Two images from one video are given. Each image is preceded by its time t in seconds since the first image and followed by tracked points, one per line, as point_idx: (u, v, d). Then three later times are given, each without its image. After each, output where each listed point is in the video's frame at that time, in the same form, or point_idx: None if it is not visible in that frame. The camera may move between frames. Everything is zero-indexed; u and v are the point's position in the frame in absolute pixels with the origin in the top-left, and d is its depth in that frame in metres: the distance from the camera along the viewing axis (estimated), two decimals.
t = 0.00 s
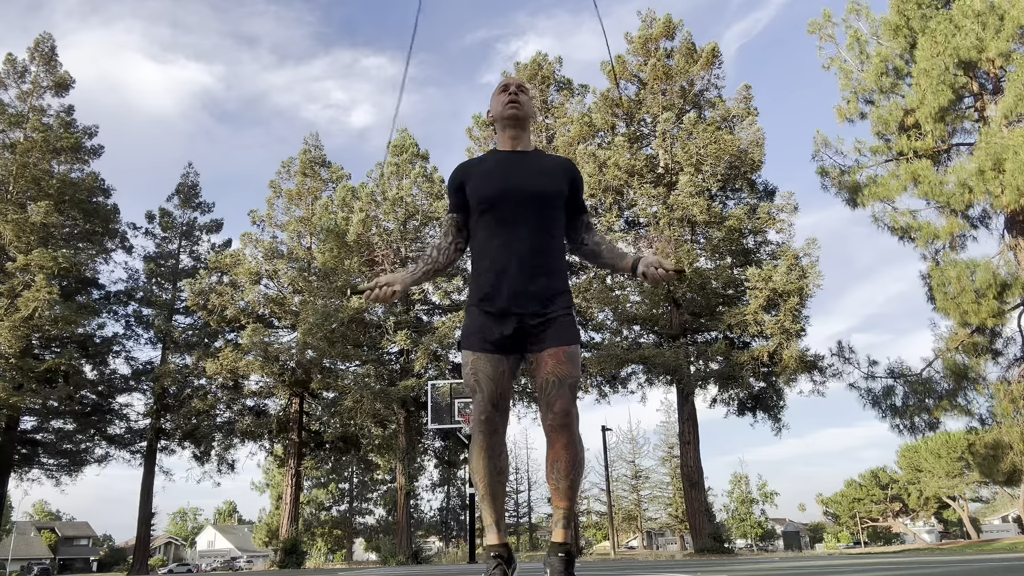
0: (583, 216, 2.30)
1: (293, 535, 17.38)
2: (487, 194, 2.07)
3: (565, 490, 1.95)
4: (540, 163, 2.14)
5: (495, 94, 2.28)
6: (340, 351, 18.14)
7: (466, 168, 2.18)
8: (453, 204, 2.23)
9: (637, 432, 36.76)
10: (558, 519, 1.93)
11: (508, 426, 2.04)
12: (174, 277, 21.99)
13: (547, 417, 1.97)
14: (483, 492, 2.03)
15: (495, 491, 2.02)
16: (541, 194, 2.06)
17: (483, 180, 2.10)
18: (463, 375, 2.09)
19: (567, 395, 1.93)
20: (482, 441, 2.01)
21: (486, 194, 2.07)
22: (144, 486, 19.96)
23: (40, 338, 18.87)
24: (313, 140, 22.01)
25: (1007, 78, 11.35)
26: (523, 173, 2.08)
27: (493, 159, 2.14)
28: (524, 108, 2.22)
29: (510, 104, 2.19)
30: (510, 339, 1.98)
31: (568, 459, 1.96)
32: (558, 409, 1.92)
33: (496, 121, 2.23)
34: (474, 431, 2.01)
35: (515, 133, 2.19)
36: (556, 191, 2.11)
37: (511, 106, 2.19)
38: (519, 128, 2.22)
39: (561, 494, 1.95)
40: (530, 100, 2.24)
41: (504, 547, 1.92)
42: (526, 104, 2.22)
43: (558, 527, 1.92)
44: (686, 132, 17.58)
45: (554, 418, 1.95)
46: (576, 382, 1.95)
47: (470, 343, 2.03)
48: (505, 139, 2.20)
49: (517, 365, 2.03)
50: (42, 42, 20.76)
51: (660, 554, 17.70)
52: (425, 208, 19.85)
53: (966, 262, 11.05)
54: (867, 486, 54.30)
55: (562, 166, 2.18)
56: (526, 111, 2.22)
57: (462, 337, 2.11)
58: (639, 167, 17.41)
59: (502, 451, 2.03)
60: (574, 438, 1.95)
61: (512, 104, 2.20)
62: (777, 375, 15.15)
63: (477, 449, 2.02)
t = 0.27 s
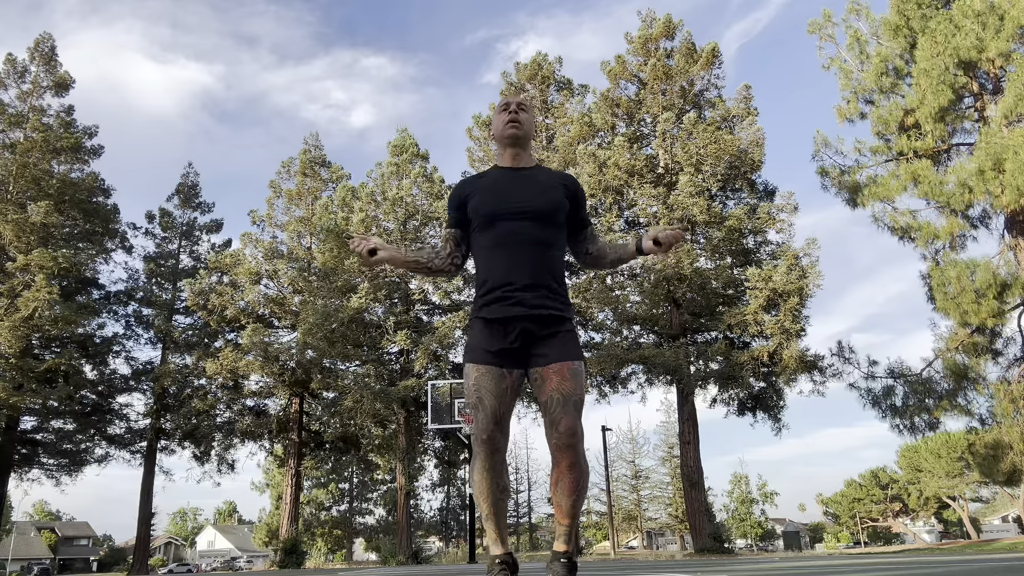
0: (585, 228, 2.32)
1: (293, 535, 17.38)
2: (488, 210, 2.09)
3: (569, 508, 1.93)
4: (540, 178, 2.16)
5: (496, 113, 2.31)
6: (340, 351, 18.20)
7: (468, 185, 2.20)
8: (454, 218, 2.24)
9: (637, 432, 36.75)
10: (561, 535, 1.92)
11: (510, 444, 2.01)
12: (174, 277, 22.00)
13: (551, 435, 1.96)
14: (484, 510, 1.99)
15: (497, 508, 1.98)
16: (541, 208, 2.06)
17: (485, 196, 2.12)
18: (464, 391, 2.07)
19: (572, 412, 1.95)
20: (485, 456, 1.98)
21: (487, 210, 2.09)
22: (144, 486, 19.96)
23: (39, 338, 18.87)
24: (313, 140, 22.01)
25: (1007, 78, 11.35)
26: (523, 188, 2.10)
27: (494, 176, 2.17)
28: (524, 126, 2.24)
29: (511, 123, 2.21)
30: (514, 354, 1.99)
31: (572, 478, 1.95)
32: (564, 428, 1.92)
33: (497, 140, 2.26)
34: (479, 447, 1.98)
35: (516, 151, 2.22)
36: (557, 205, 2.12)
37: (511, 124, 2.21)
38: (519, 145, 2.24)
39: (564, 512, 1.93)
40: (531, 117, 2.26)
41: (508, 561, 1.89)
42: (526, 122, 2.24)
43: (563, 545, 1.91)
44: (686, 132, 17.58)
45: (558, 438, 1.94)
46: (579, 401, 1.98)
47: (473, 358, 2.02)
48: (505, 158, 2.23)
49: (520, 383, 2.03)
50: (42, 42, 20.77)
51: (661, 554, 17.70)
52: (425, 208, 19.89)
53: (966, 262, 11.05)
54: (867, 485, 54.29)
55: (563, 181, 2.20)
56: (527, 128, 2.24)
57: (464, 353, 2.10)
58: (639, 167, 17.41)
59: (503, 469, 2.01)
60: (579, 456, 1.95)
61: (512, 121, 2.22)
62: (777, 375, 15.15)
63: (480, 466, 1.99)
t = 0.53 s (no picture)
0: (587, 211, 2.29)
1: (293, 535, 17.38)
2: (491, 185, 2.07)
3: (568, 481, 1.93)
4: (543, 155, 2.13)
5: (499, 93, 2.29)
6: (340, 351, 18.21)
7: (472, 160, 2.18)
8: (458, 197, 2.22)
9: (637, 432, 36.73)
10: (561, 512, 1.88)
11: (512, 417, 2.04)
12: (173, 277, 22.00)
13: (549, 409, 1.99)
14: (485, 486, 2.01)
15: (498, 482, 2.00)
16: (544, 183, 2.04)
17: (488, 171, 2.09)
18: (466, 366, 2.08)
19: (570, 387, 1.98)
20: (486, 431, 2.00)
21: (490, 184, 2.07)
22: (144, 486, 19.97)
23: (40, 338, 18.86)
24: (313, 140, 22.00)
25: (1007, 78, 11.35)
26: (526, 163, 2.08)
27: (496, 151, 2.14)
28: (527, 107, 2.22)
29: (514, 104, 2.20)
30: (515, 329, 1.99)
31: (570, 451, 1.97)
32: (562, 400, 1.96)
33: (500, 119, 2.24)
34: (480, 420, 2.00)
35: (520, 129, 2.19)
36: (560, 182, 2.10)
37: (515, 104, 2.20)
38: (522, 124, 2.23)
39: (563, 486, 1.92)
40: (535, 100, 2.24)
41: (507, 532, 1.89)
42: (529, 103, 2.22)
43: (562, 521, 1.87)
44: (686, 132, 17.58)
45: (555, 409, 1.98)
46: (577, 376, 1.99)
47: (474, 333, 2.03)
48: (507, 135, 2.20)
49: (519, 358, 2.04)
50: (42, 43, 20.77)
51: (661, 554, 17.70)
52: (425, 208, 20.02)
53: (966, 262, 11.05)
54: (867, 486, 54.29)
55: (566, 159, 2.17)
56: (530, 108, 2.22)
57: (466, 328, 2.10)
58: (639, 166, 17.40)
59: (505, 443, 2.02)
60: (576, 428, 1.98)
61: (516, 103, 2.21)
62: (777, 375, 15.15)
63: (480, 439, 2.01)
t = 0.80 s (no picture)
0: (589, 244, 2.35)
1: (293, 535, 17.37)
2: (495, 227, 2.10)
3: (570, 510, 1.96)
4: (547, 196, 2.17)
5: (502, 125, 2.29)
6: (340, 350, 18.21)
7: (476, 200, 2.21)
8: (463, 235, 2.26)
9: (637, 432, 36.71)
10: (560, 537, 1.92)
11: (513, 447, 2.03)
12: (173, 277, 21.99)
13: (553, 440, 1.99)
14: (489, 514, 2.00)
15: (501, 511, 2.00)
16: (546, 227, 2.08)
17: (492, 214, 2.13)
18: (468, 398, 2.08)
19: (574, 418, 1.96)
20: (489, 460, 2.00)
21: (494, 227, 2.10)
22: (144, 486, 19.97)
23: (39, 338, 18.86)
24: (313, 140, 22.01)
25: (1007, 78, 11.35)
26: (530, 205, 2.12)
27: (502, 192, 2.17)
28: (529, 143, 2.22)
29: (516, 140, 2.19)
30: (518, 365, 2.00)
31: (573, 480, 1.98)
32: (566, 432, 1.94)
33: (503, 155, 2.25)
34: (482, 450, 2.00)
35: (521, 166, 2.21)
36: (563, 225, 2.13)
37: (516, 140, 2.19)
38: (525, 161, 2.24)
39: (564, 513, 1.96)
40: (536, 134, 2.23)
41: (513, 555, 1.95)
42: (531, 138, 2.22)
43: (562, 547, 1.92)
44: (686, 132, 17.58)
45: (560, 440, 1.97)
46: (581, 407, 1.99)
47: (478, 368, 2.03)
48: (510, 174, 2.23)
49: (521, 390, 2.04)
50: (42, 43, 20.76)
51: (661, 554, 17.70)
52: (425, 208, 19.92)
53: (966, 262, 11.05)
54: (867, 485, 54.26)
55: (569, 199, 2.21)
56: (532, 143, 2.22)
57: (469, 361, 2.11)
58: (639, 167, 17.41)
59: (506, 471, 2.03)
60: (579, 458, 1.98)
61: (518, 138, 2.20)
62: (777, 375, 15.14)
63: (483, 469, 2.01)
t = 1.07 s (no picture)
0: (581, 237, 2.35)
1: (293, 535, 17.37)
2: (488, 218, 2.10)
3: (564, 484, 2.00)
4: (538, 187, 2.16)
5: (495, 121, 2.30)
6: (341, 350, 18.22)
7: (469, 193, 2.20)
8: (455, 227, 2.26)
9: (637, 432, 36.71)
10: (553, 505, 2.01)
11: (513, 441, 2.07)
12: (173, 276, 21.99)
13: (549, 418, 1.97)
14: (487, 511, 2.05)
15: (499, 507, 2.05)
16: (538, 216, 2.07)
17: (486, 206, 2.12)
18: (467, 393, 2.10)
19: (570, 395, 1.93)
20: (489, 457, 2.04)
21: (486, 219, 2.10)
22: (144, 486, 19.97)
23: (39, 338, 18.86)
24: (313, 140, 22.02)
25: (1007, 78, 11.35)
26: (522, 196, 2.11)
27: (493, 184, 2.17)
28: (522, 138, 2.22)
29: (510, 135, 2.20)
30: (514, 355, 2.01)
31: (568, 458, 1.98)
32: (563, 411, 1.92)
33: (496, 148, 2.25)
34: (483, 447, 2.03)
35: (514, 160, 2.21)
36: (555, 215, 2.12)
37: (510, 133, 2.20)
38: (518, 155, 2.24)
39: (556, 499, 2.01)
40: (530, 130, 2.25)
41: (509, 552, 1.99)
42: (524, 133, 2.22)
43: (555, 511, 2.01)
44: (686, 132, 17.58)
45: (555, 420, 1.94)
46: (578, 382, 1.95)
47: (475, 363, 2.05)
48: (503, 168, 2.22)
49: (519, 380, 2.05)
50: (42, 43, 20.77)
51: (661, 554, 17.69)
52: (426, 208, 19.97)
53: (966, 262, 11.05)
54: (867, 486, 54.27)
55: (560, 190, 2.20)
56: (525, 136, 2.23)
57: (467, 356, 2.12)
58: (639, 167, 17.41)
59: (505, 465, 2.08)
60: (576, 435, 1.97)
61: (511, 134, 2.21)
62: (777, 375, 15.15)
63: (483, 465, 2.05)
